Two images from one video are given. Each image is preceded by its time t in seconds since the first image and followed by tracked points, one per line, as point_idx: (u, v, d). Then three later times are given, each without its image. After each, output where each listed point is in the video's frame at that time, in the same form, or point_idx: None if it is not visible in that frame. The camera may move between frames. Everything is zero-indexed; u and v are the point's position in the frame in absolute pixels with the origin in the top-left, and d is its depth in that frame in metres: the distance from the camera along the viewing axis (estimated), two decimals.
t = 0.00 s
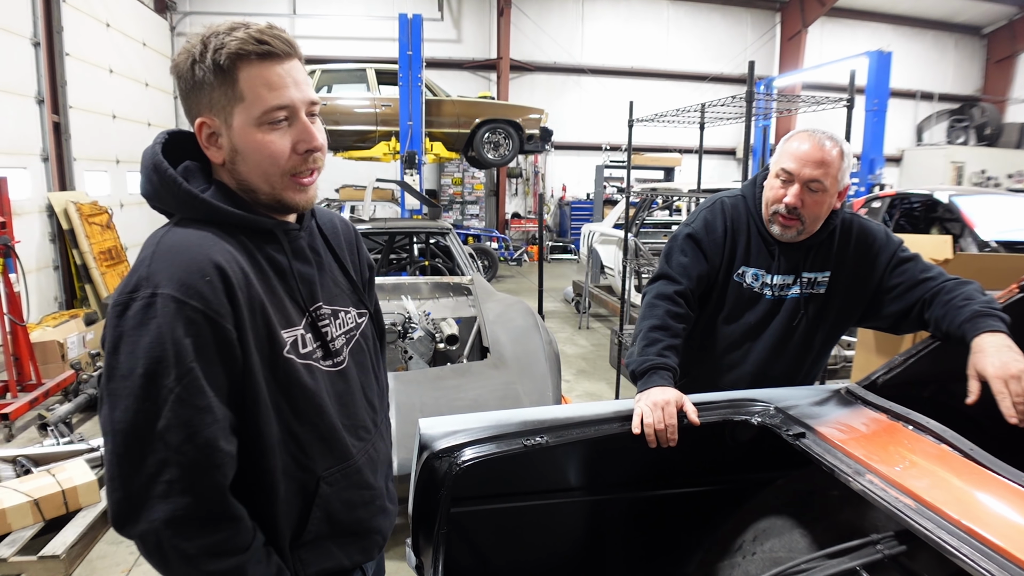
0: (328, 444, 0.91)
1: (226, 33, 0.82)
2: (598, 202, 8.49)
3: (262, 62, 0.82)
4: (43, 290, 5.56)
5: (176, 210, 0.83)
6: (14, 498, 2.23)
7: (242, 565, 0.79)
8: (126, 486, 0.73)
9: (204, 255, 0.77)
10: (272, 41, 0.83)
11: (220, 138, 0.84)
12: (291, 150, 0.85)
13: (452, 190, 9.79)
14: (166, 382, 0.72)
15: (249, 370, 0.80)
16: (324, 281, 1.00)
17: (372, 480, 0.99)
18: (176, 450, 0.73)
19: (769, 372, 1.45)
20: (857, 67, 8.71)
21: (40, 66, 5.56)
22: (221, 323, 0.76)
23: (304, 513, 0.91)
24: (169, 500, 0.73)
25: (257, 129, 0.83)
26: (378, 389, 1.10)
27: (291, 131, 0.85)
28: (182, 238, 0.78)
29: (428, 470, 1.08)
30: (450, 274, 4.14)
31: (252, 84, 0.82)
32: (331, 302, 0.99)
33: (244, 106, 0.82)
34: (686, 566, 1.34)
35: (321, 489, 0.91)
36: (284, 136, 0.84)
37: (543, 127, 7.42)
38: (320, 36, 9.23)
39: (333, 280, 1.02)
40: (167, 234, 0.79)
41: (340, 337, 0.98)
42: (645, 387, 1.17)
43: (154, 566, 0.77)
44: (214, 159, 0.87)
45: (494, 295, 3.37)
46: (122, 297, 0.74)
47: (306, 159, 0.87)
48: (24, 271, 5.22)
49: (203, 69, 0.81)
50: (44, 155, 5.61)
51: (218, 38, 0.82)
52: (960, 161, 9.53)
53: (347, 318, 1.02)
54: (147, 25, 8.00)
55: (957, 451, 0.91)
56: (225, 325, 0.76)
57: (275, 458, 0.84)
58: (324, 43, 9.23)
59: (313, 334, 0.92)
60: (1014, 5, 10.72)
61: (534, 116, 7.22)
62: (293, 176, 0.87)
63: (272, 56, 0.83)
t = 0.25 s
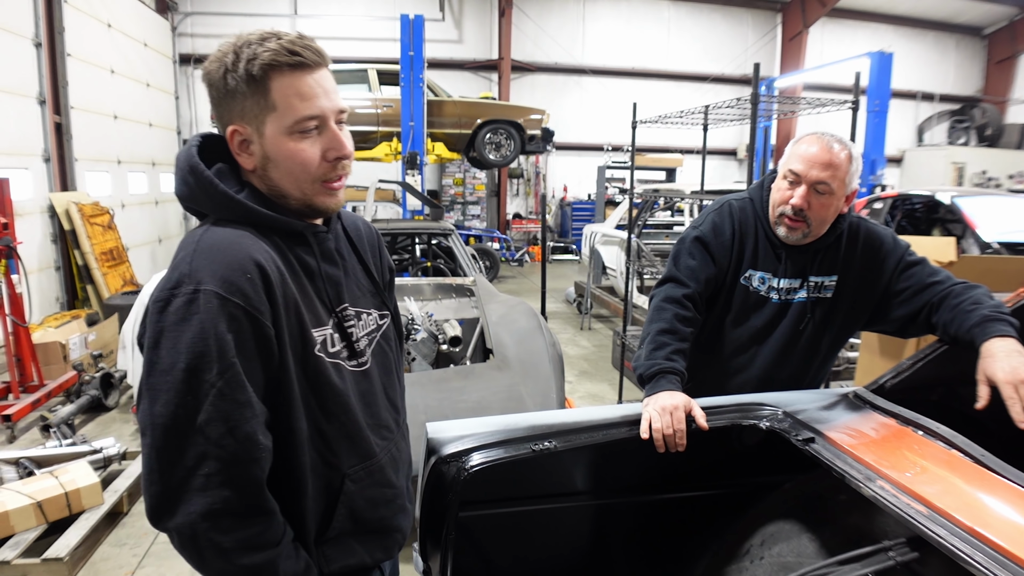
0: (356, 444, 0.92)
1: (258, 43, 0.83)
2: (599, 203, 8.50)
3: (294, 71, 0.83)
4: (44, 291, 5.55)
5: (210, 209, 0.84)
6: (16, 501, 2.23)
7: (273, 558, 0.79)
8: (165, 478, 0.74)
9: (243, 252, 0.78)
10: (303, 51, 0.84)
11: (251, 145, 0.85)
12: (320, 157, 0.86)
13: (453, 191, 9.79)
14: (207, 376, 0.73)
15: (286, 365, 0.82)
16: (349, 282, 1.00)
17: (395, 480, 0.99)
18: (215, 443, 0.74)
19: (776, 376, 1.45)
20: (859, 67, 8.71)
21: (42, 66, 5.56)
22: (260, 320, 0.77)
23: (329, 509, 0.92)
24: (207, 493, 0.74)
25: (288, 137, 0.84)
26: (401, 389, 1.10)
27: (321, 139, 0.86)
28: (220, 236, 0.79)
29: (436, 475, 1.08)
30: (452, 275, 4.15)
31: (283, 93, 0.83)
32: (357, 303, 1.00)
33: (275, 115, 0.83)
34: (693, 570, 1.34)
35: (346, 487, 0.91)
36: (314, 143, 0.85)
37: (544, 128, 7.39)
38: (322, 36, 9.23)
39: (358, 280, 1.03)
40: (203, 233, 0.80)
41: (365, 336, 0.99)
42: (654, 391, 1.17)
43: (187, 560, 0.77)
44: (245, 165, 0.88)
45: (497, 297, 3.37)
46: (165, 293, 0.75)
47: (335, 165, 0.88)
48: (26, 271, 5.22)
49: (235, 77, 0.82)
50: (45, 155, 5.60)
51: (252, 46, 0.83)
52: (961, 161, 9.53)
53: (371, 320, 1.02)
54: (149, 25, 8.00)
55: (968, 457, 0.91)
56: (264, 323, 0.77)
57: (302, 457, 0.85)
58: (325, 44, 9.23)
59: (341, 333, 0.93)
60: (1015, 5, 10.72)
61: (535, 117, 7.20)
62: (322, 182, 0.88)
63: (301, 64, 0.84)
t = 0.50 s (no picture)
0: (393, 451, 0.92)
1: (331, 65, 0.84)
2: (601, 204, 8.50)
3: (364, 95, 0.85)
4: (47, 292, 5.57)
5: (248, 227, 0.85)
6: (23, 503, 2.25)
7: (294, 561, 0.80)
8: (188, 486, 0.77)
9: (271, 273, 0.79)
10: (373, 76, 0.86)
11: (315, 161, 0.86)
12: (381, 177, 0.87)
13: (455, 191, 9.79)
14: (226, 393, 0.74)
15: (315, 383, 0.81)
16: (381, 293, 1.01)
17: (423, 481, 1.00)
18: (232, 457, 0.75)
19: (783, 381, 1.46)
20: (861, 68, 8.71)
21: (45, 68, 5.58)
22: (280, 340, 0.77)
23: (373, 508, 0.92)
24: (223, 503, 0.75)
25: (354, 156, 0.85)
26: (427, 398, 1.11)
27: (384, 162, 0.88)
28: (252, 256, 0.81)
29: (447, 480, 1.08)
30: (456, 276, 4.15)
31: (354, 114, 0.84)
32: (389, 314, 1.00)
33: (344, 134, 0.84)
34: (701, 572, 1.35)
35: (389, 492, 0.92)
36: (377, 163, 0.87)
37: (547, 129, 7.35)
38: (324, 37, 9.25)
39: (388, 292, 1.04)
40: (240, 249, 0.82)
41: (399, 345, 0.99)
42: (663, 397, 1.18)
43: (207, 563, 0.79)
44: (305, 180, 0.89)
45: (501, 299, 3.37)
46: (194, 309, 0.77)
47: (394, 185, 0.90)
48: (30, 272, 5.24)
49: (306, 94, 0.83)
50: (48, 156, 5.62)
51: (323, 67, 0.84)
52: (962, 162, 9.53)
53: (403, 331, 1.02)
54: (151, 26, 8.02)
55: (976, 463, 0.91)
56: (284, 343, 0.78)
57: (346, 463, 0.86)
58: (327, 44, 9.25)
59: (377, 343, 0.93)
60: (1017, 6, 10.72)
61: (537, 117, 7.16)
62: (380, 201, 0.90)
63: (372, 88, 0.86)
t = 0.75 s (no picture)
0: (429, 460, 0.95)
1: (370, 70, 0.87)
2: (602, 206, 8.52)
3: (402, 99, 0.88)
4: (50, 294, 5.58)
5: (286, 244, 0.84)
6: (30, 507, 2.27)
7: None
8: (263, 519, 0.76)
9: (327, 295, 0.80)
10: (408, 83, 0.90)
11: (350, 162, 0.86)
12: (414, 178, 0.89)
13: (456, 193, 9.81)
14: (303, 419, 0.75)
15: (370, 399, 0.83)
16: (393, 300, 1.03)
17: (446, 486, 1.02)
18: (314, 483, 0.76)
19: (785, 388, 1.48)
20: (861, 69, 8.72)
21: (48, 71, 5.61)
22: (346, 360, 0.78)
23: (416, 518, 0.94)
24: (308, 531, 0.77)
25: (391, 157, 0.87)
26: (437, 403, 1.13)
27: (417, 164, 0.90)
28: (303, 277, 0.81)
29: (454, 488, 1.10)
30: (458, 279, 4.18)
31: (392, 114, 0.86)
32: (403, 321, 1.03)
33: (384, 133, 0.86)
34: None
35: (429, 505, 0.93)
36: (411, 164, 0.89)
37: (548, 131, 7.46)
38: (325, 39, 9.28)
39: (401, 302, 1.06)
40: (282, 271, 0.81)
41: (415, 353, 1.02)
42: (666, 405, 1.20)
43: None
44: (337, 182, 0.88)
45: (503, 302, 3.39)
46: (251, 338, 0.75)
47: (421, 188, 0.92)
48: (34, 275, 5.27)
49: (347, 95, 0.85)
50: (51, 159, 5.65)
51: (362, 73, 0.87)
52: (964, 163, 9.53)
53: (413, 337, 1.05)
54: (153, 29, 8.06)
55: (974, 472, 0.93)
56: (349, 363, 0.79)
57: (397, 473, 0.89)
58: (329, 46, 9.28)
59: (405, 353, 0.96)
60: (1018, 6, 10.72)
61: (538, 120, 7.22)
62: (408, 203, 0.91)
63: (406, 93, 0.89)
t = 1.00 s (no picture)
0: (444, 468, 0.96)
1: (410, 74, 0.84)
2: (597, 206, 8.53)
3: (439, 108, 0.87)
4: (43, 295, 5.56)
5: (336, 264, 0.77)
6: (24, 510, 2.26)
7: None
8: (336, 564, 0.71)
9: (390, 321, 0.76)
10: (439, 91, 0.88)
11: (392, 166, 0.81)
12: (444, 188, 0.88)
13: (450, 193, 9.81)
14: (383, 454, 0.71)
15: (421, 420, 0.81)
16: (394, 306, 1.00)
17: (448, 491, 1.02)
18: (386, 523, 0.73)
19: (776, 389, 1.49)
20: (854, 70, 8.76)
21: (41, 71, 5.58)
22: (411, 392, 0.76)
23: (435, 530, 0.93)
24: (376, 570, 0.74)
25: (427, 164, 0.85)
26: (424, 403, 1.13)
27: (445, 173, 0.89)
28: (364, 305, 0.76)
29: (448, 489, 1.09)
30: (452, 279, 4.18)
31: (432, 124, 0.85)
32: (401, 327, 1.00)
33: (425, 140, 0.84)
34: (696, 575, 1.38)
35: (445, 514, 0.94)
36: (442, 174, 0.87)
37: (542, 131, 7.46)
38: (320, 39, 9.27)
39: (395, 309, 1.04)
40: (338, 298, 0.74)
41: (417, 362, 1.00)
42: (659, 407, 1.21)
43: None
44: (373, 187, 0.82)
45: (497, 303, 3.40)
46: (320, 371, 0.69)
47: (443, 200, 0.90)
48: (26, 277, 5.24)
49: (397, 96, 0.80)
50: (44, 160, 5.62)
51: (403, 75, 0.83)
52: (956, 163, 9.59)
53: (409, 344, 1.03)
54: (146, 29, 8.02)
55: (964, 472, 0.94)
56: (412, 394, 0.76)
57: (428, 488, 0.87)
58: (323, 46, 9.27)
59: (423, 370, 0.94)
60: (1010, 7, 10.79)
61: (532, 120, 7.23)
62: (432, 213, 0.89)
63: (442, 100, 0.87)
